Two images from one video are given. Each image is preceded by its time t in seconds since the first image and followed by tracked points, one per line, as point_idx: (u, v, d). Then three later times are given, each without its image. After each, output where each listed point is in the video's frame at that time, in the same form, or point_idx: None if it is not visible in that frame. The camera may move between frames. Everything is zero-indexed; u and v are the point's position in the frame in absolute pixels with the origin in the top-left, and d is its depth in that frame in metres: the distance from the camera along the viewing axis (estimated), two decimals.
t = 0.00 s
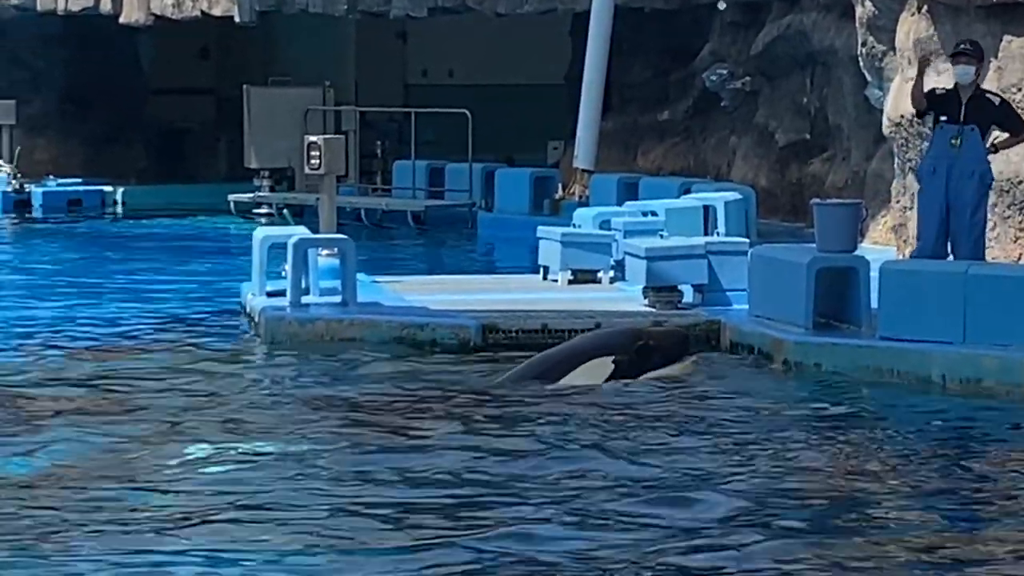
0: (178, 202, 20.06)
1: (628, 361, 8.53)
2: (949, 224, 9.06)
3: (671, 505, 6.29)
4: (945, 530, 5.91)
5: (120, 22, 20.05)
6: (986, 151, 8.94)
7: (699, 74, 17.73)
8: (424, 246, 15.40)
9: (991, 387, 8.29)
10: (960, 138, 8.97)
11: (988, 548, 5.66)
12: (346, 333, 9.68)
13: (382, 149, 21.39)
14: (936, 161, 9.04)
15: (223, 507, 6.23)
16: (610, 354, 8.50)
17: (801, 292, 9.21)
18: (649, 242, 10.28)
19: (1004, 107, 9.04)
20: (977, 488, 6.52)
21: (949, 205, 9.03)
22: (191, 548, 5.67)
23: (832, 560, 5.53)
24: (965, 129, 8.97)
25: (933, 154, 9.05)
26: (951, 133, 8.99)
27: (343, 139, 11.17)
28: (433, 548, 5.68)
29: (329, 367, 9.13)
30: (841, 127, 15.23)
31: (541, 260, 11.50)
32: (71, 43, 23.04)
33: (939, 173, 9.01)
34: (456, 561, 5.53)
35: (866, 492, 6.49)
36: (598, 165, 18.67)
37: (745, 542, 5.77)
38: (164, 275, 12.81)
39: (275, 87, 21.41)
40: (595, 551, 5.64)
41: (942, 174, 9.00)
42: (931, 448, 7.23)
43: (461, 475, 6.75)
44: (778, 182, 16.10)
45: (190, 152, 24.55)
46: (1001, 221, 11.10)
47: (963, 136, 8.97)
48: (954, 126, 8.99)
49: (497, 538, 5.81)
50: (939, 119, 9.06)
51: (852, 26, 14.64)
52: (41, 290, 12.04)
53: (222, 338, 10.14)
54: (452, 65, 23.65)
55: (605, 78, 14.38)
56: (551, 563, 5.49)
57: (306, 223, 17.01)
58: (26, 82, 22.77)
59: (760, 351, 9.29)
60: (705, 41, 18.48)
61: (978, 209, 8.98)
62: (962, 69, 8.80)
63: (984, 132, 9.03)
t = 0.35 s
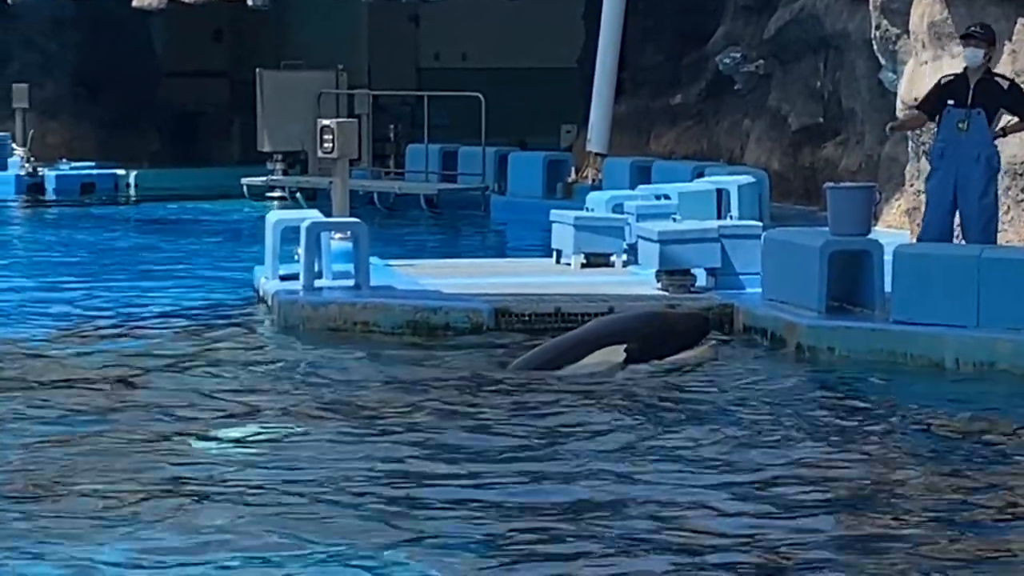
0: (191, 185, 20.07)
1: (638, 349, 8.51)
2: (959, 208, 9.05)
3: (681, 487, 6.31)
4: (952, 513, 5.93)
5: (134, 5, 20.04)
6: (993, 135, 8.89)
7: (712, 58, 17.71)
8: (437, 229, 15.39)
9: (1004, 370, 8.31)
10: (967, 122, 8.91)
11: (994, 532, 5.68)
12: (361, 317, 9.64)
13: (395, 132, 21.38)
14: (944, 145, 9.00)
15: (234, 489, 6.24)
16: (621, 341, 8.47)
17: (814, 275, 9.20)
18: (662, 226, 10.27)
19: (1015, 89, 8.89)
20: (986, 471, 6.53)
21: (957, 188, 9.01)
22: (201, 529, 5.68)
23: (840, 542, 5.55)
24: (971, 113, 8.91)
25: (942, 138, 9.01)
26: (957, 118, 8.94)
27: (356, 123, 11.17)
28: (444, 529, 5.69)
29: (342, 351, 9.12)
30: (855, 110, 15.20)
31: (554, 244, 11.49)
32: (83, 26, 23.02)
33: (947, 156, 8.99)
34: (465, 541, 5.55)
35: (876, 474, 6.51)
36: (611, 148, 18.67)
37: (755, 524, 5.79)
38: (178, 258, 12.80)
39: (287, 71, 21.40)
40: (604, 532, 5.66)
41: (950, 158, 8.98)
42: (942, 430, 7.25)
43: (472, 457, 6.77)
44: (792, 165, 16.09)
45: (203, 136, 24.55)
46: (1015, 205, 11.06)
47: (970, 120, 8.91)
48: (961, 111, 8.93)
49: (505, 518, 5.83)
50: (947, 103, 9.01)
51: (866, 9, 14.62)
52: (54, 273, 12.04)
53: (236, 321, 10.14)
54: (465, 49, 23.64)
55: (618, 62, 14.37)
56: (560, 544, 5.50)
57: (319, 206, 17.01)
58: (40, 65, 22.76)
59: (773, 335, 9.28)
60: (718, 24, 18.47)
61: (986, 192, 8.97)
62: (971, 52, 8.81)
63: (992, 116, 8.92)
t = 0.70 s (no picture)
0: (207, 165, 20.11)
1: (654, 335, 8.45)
2: (962, 189, 9.07)
3: (691, 466, 6.28)
4: (962, 494, 5.89)
5: None
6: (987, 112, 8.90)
7: (727, 38, 17.71)
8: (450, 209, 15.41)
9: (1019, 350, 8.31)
10: (961, 102, 8.95)
11: (1002, 514, 5.63)
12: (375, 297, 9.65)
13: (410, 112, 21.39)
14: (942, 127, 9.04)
15: (241, 468, 6.23)
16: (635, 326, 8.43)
17: (829, 255, 9.18)
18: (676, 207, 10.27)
19: (1006, 65, 8.93)
20: (996, 454, 6.49)
21: (957, 169, 9.03)
22: (204, 508, 5.66)
23: (847, 523, 5.51)
24: (964, 93, 8.95)
25: (940, 120, 9.05)
26: (951, 99, 8.98)
27: (370, 102, 11.16)
28: (447, 509, 5.68)
29: (354, 332, 9.11)
30: (869, 90, 15.18)
31: (568, 224, 11.48)
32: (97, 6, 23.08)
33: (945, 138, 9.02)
34: (469, 521, 5.52)
35: (886, 456, 6.47)
36: (625, 129, 18.68)
37: (762, 504, 5.75)
38: (192, 238, 12.82)
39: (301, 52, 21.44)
40: (617, 510, 5.65)
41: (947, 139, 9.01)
42: (954, 412, 7.21)
43: (480, 438, 6.74)
44: (807, 145, 16.08)
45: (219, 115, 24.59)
46: None
47: (963, 100, 8.95)
48: (954, 91, 8.97)
49: (519, 497, 5.82)
50: (943, 85, 9.05)
51: None
52: (68, 253, 12.07)
53: (252, 301, 10.14)
54: (479, 29, 23.64)
55: (632, 42, 14.36)
56: (565, 524, 5.47)
57: (333, 187, 17.02)
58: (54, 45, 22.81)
59: (789, 316, 9.27)
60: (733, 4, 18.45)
61: (987, 172, 8.95)
62: (959, 34, 8.84)
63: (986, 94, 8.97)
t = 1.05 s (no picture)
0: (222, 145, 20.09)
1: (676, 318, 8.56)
2: (965, 168, 9.11)
3: (700, 446, 6.27)
4: (974, 473, 5.89)
5: None
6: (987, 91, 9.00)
7: (744, 19, 17.70)
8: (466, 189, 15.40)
9: None
10: (960, 82, 9.05)
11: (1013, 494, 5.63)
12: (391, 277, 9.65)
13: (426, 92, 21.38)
14: (943, 108, 9.11)
15: (255, 447, 6.22)
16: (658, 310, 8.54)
17: (846, 234, 9.17)
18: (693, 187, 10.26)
19: (1000, 45, 9.09)
20: (1009, 433, 6.49)
21: (960, 149, 9.08)
22: (214, 486, 5.65)
23: (854, 502, 5.50)
24: (963, 73, 9.05)
25: (939, 101, 9.13)
26: (951, 79, 9.07)
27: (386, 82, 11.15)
28: (461, 487, 5.67)
29: (372, 312, 9.10)
30: (886, 70, 15.17)
31: (584, 204, 11.48)
32: None
33: (946, 118, 9.10)
34: (477, 499, 5.52)
35: (897, 436, 6.45)
36: (641, 109, 18.68)
37: (773, 483, 5.75)
38: (208, 218, 12.81)
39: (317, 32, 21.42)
40: (632, 490, 5.63)
41: (948, 119, 9.09)
42: (966, 392, 7.20)
43: (492, 416, 6.74)
44: (823, 125, 16.06)
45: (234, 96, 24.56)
46: None
47: (962, 80, 9.05)
48: (953, 72, 9.07)
49: (533, 476, 5.81)
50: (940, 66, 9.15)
51: None
52: (84, 233, 12.06)
53: (268, 281, 10.13)
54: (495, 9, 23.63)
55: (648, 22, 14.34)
56: (573, 503, 5.46)
57: (349, 167, 17.01)
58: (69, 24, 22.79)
59: (805, 297, 9.25)
60: None
61: (988, 145, 9.01)
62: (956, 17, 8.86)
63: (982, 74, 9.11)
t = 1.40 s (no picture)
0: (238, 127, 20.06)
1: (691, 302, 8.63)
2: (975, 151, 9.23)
3: (713, 426, 6.25)
4: (989, 454, 5.88)
5: None
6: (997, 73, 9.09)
7: None
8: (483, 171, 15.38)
9: None
10: (971, 65, 9.15)
11: None
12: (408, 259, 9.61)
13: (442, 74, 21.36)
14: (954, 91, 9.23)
15: (269, 428, 6.21)
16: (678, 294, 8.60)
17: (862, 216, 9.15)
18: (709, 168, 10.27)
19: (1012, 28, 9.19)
20: None
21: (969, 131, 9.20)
22: (229, 467, 5.64)
23: (865, 484, 5.48)
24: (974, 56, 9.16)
25: (950, 84, 9.25)
26: (962, 62, 9.18)
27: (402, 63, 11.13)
28: (476, 468, 5.66)
29: (387, 293, 9.08)
30: (902, 51, 15.16)
31: (600, 185, 11.47)
32: None
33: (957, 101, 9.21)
34: (483, 479, 5.51)
35: (906, 417, 6.44)
36: (657, 90, 18.67)
37: (790, 464, 5.74)
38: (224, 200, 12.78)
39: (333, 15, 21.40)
40: (648, 471, 5.62)
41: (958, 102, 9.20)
42: (979, 374, 7.19)
43: (507, 397, 6.72)
44: (839, 106, 16.05)
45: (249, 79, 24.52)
46: None
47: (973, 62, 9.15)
48: (964, 55, 9.18)
49: (550, 457, 5.79)
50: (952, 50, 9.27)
51: None
52: (100, 215, 12.04)
53: (284, 263, 10.11)
54: None
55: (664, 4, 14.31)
56: (588, 484, 5.45)
57: (366, 148, 16.99)
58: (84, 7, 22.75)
59: (821, 279, 9.23)
60: None
61: (999, 127, 9.12)
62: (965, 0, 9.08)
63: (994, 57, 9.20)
